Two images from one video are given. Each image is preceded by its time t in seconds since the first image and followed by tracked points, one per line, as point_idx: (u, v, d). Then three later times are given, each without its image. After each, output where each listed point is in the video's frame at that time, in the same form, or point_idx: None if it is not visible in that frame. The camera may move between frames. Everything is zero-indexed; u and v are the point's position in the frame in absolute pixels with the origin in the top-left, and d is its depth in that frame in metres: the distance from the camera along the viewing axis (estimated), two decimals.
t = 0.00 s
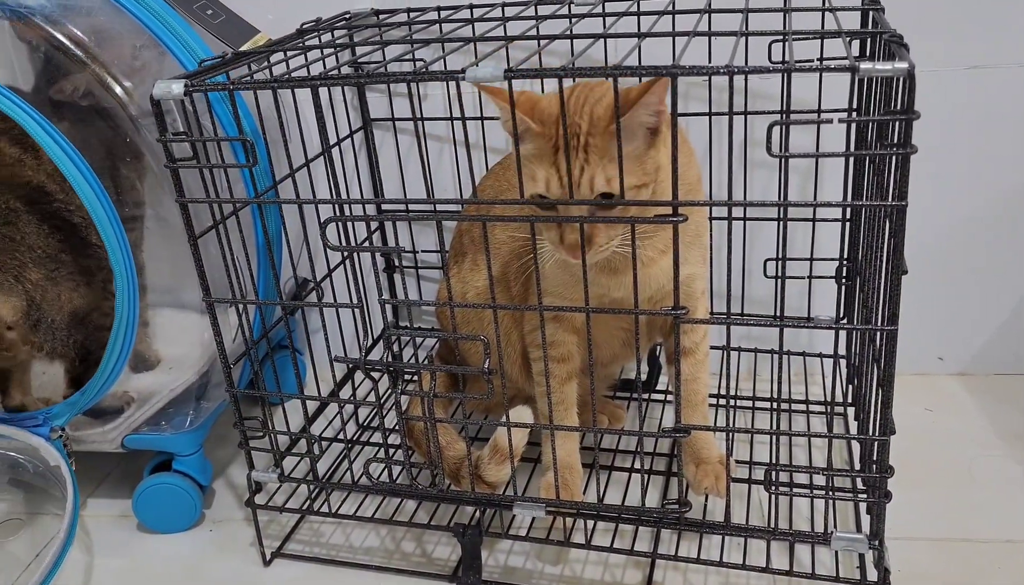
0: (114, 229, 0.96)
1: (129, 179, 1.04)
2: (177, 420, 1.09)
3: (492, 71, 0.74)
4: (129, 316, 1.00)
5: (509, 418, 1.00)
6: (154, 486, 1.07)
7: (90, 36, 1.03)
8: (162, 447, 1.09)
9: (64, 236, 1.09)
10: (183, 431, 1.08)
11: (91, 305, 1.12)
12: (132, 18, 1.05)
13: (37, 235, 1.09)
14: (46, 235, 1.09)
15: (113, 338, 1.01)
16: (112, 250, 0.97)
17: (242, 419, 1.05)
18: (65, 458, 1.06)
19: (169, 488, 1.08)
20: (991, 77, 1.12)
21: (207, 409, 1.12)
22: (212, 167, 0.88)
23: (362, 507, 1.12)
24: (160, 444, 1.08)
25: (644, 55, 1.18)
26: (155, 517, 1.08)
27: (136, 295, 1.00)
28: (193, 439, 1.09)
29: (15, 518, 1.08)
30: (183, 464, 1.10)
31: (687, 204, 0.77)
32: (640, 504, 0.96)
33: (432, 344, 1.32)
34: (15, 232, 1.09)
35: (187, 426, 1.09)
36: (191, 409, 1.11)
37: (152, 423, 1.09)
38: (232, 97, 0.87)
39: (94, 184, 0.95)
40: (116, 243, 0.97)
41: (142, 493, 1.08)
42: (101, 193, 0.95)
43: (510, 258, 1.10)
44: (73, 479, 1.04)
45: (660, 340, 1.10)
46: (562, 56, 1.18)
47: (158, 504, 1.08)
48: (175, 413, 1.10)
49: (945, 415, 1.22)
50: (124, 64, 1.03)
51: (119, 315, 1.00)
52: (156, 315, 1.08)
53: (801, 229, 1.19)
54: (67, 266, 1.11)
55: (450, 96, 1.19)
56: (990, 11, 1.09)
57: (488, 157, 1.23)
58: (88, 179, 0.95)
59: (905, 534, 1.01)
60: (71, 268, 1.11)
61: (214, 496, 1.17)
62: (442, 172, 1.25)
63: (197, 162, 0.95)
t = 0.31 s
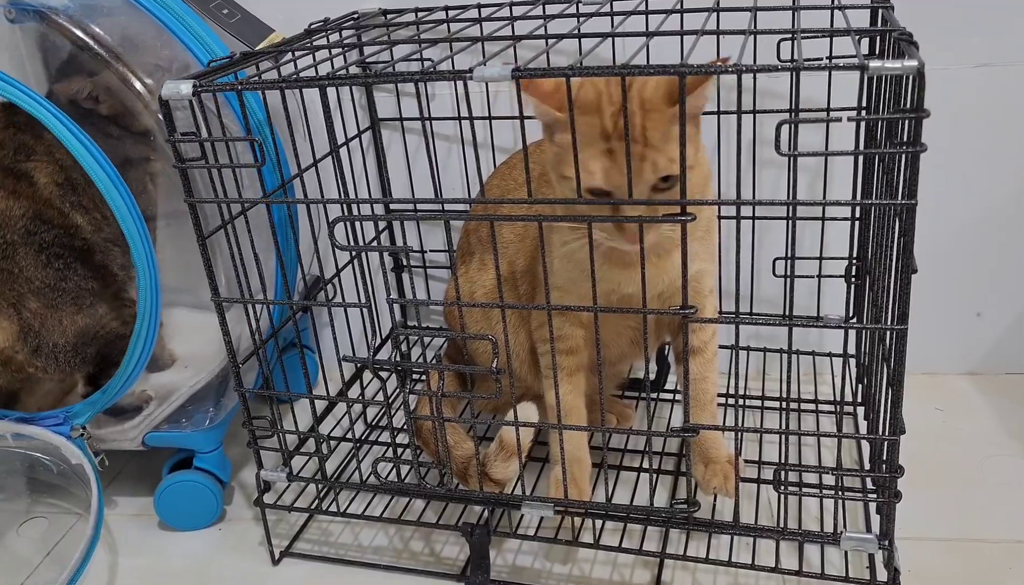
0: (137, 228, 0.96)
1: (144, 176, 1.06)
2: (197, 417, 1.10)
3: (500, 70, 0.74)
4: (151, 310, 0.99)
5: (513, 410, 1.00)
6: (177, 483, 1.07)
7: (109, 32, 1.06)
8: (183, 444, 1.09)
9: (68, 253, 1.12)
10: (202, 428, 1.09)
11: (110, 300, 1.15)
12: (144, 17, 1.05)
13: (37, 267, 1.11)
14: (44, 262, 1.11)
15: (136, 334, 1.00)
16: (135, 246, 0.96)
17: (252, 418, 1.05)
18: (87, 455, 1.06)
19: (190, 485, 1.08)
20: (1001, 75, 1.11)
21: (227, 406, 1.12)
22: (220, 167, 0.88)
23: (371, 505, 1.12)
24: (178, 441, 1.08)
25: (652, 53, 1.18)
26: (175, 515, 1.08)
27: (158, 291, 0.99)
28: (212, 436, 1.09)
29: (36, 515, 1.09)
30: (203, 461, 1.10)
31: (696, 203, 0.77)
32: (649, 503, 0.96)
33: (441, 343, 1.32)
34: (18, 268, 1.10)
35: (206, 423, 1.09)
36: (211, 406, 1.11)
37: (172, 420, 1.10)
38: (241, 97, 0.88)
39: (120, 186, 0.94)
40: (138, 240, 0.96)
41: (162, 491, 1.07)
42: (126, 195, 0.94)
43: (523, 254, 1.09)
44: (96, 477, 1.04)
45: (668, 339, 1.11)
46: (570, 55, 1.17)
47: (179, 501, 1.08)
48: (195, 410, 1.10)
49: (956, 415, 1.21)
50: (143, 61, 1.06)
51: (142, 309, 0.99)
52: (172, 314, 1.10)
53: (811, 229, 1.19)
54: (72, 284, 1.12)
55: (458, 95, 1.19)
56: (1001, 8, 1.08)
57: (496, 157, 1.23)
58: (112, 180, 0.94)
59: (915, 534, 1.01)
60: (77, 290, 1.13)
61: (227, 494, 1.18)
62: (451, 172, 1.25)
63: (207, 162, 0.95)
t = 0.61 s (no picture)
0: (143, 227, 0.96)
1: (150, 175, 1.06)
2: (203, 416, 1.10)
3: (506, 69, 0.74)
4: (158, 313, 1.00)
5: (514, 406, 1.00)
6: (182, 482, 1.07)
7: (115, 33, 1.06)
8: (190, 444, 1.09)
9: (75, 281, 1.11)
10: (209, 428, 1.09)
11: (115, 298, 1.12)
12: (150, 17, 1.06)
13: (45, 308, 1.11)
14: (50, 296, 1.11)
15: (142, 335, 1.01)
16: (140, 245, 0.97)
17: (259, 418, 1.05)
18: (93, 454, 1.06)
19: (195, 484, 1.08)
20: (1009, 74, 1.10)
21: (233, 406, 1.12)
22: (227, 167, 0.88)
23: (376, 505, 1.12)
24: (184, 440, 1.09)
25: (658, 52, 1.18)
26: (180, 514, 1.09)
27: (164, 290, 1.00)
28: (219, 435, 1.09)
29: (44, 513, 1.10)
30: (210, 460, 1.10)
31: (701, 202, 0.77)
32: (655, 502, 0.96)
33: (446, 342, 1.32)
34: (29, 312, 1.11)
35: (212, 423, 1.09)
36: (217, 406, 1.11)
37: (179, 420, 1.10)
38: (247, 97, 0.88)
39: (126, 186, 0.95)
40: (144, 239, 0.97)
41: (168, 489, 1.08)
42: (132, 195, 0.95)
43: (527, 249, 1.05)
44: (103, 477, 1.04)
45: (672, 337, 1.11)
46: (575, 54, 1.17)
47: (184, 500, 1.08)
48: (201, 410, 1.11)
49: (962, 414, 1.21)
50: (150, 61, 1.06)
51: (148, 310, 1.00)
52: (176, 312, 1.09)
53: (818, 228, 1.19)
54: (80, 313, 1.11)
55: (464, 95, 1.19)
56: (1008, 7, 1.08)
57: (501, 156, 1.23)
58: (118, 180, 0.94)
59: (922, 534, 1.00)
60: (85, 318, 1.11)
61: (233, 493, 1.18)
62: (457, 171, 1.25)
63: (214, 163, 0.95)
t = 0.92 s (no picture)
0: (155, 227, 0.97)
1: (160, 176, 1.07)
2: (213, 416, 1.10)
3: (515, 69, 0.74)
4: (168, 313, 1.00)
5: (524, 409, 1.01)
6: (193, 482, 1.08)
7: (126, 34, 1.06)
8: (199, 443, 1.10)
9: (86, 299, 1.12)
10: (218, 427, 1.09)
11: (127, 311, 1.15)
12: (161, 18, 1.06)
13: (57, 331, 1.11)
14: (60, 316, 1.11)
15: (152, 335, 1.01)
16: (151, 246, 0.97)
17: (268, 418, 1.05)
18: (104, 453, 1.07)
19: (206, 483, 1.08)
20: (1020, 74, 1.10)
21: (243, 406, 1.12)
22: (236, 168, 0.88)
23: (385, 505, 1.12)
24: (194, 440, 1.09)
25: (668, 52, 1.18)
26: (191, 513, 1.09)
27: (175, 291, 1.01)
28: (229, 435, 1.10)
29: (56, 513, 1.10)
30: (220, 460, 1.10)
31: (710, 203, 0.76)
32: (664, 503, 0.96)
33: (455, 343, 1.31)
34: (40, 334, 1.11)
35: (223, 423, 1.10)
36: (227, 406, 1.11)
37: (189, 420, 1.10)
38: (257, 98, 0.88)
39: (137, 188, 0.95)
40: (155, 240, 0.97)
41: (178, 489, 1.08)
42: (143, 196, 0.95)
43: (535, 253, 1.05)
44: (114, 476, 1.04)
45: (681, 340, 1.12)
46: (584, 54, 1.17)
47: (194, 499, 1.08)
48: (211, 410, 1.11)
49: (973, 415, 1.21)
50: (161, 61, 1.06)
51: (159, 311, 1.00)
52: (186, 313, 1.09)
53: (827, 228, 1.18)
54: (92, 330, 1.13)
55: (473, 95, 1.19)
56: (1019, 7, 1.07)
57: (510, 157, 1.23)
58: (131, 182, 0.95)
59: (933, 535, 1.00)
60: (97, 335, 1.13)
61: (243, 493, 1.18)
62: (466, 172, 1.25)
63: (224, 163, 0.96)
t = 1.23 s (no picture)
0: (173, 231, 0.97)
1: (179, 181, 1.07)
2: (232, 419, 1.10)
3: (532, 73, 0.74)
4: (188, 314, 1.01)
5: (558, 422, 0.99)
6: (212, 484, 1.08)
7: (145, 39, 1.07)
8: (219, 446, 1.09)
9: (108, 301, 1.13)
10: (238, 430, 1.09)
11: (148, 305, 1.14)
12: (180, 23, 1.07)
13: (84, 339, 1.12)
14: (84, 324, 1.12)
15: (172, 337, 1.02)
16: (171, 249, 0.98)
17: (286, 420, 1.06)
18: (124, 456, 1.08)
19: (224, 485, 1.09)
20: None
21: (261, 409, 1.13)
22: (255, 172, 0.89)
23: (402, 508, 1.12)
24: (214, 443, 1.09)
25: (684, 56, 1.18)
26: (210, 516, 1.10)
27: (193, 294, 1.01)
28: (249, 438, 1.10)
29: (78, 515, 1.11)
30: (238, 463, 1.10)
31: (728, 205, 0.76)
32: (682, 507, 0.96)
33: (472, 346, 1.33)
34: (70, 345, 1.12)
35: (242, 426, 1.10)
36: (245, 408, 1.12)
37: (208, 422, 1.11)
38: (275, 103, 0.88)
39: (157, 192, 0.96)
40: (174, 243, 0.98)
41: (197, 491, 1.09)
42: (163, 199, 0.96)
43: (560, 259, 1.05)
44: (133, 479, 1.05)
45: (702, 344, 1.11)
46: (601, 58, 1.17)
47: (213, 501, 1.09)
48: (230, 412, 1.11)
49: (994, 420, 1.19)
50: (180, 68, 1.08)
51: (178, 313, 1.01)
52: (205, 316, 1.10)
53: (845, 231, 1.18)
54: (118, 333, 1.12)
55: (490, 99, 1.19)
56: None
57: (527, 160, 1.23)
58: (150, 186, 0.96)
59: (953, 541, 0.99)
60: (123, 335, 1.13)
61: (261, 495, 1.19)
62: (482, 175, 1.26)
63: (243, 167, 0.96)
